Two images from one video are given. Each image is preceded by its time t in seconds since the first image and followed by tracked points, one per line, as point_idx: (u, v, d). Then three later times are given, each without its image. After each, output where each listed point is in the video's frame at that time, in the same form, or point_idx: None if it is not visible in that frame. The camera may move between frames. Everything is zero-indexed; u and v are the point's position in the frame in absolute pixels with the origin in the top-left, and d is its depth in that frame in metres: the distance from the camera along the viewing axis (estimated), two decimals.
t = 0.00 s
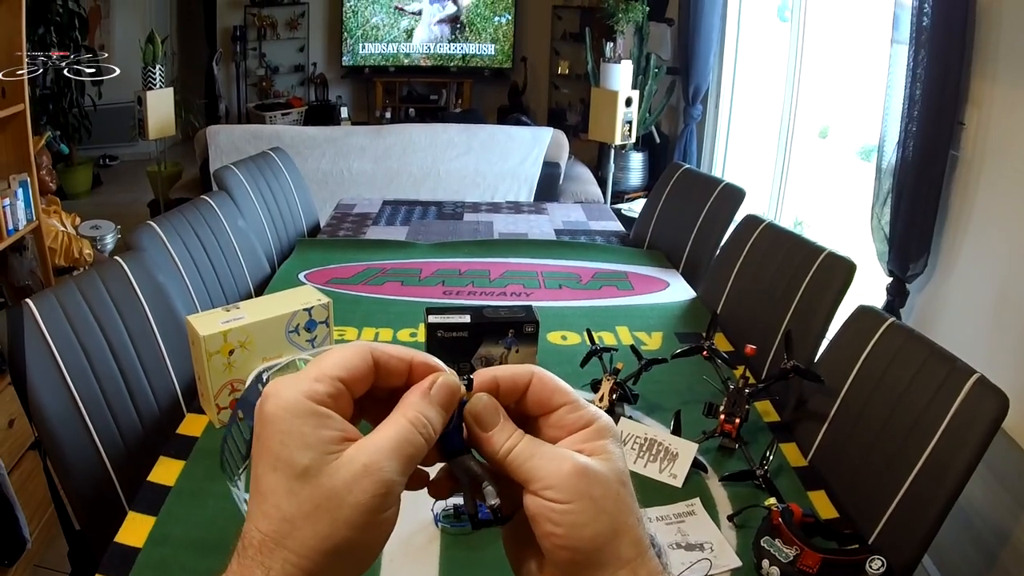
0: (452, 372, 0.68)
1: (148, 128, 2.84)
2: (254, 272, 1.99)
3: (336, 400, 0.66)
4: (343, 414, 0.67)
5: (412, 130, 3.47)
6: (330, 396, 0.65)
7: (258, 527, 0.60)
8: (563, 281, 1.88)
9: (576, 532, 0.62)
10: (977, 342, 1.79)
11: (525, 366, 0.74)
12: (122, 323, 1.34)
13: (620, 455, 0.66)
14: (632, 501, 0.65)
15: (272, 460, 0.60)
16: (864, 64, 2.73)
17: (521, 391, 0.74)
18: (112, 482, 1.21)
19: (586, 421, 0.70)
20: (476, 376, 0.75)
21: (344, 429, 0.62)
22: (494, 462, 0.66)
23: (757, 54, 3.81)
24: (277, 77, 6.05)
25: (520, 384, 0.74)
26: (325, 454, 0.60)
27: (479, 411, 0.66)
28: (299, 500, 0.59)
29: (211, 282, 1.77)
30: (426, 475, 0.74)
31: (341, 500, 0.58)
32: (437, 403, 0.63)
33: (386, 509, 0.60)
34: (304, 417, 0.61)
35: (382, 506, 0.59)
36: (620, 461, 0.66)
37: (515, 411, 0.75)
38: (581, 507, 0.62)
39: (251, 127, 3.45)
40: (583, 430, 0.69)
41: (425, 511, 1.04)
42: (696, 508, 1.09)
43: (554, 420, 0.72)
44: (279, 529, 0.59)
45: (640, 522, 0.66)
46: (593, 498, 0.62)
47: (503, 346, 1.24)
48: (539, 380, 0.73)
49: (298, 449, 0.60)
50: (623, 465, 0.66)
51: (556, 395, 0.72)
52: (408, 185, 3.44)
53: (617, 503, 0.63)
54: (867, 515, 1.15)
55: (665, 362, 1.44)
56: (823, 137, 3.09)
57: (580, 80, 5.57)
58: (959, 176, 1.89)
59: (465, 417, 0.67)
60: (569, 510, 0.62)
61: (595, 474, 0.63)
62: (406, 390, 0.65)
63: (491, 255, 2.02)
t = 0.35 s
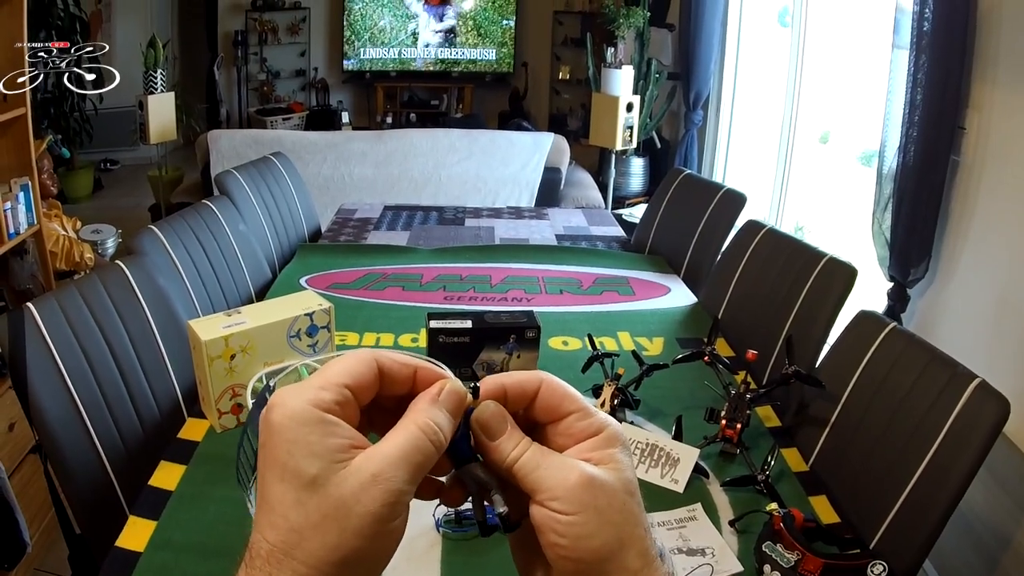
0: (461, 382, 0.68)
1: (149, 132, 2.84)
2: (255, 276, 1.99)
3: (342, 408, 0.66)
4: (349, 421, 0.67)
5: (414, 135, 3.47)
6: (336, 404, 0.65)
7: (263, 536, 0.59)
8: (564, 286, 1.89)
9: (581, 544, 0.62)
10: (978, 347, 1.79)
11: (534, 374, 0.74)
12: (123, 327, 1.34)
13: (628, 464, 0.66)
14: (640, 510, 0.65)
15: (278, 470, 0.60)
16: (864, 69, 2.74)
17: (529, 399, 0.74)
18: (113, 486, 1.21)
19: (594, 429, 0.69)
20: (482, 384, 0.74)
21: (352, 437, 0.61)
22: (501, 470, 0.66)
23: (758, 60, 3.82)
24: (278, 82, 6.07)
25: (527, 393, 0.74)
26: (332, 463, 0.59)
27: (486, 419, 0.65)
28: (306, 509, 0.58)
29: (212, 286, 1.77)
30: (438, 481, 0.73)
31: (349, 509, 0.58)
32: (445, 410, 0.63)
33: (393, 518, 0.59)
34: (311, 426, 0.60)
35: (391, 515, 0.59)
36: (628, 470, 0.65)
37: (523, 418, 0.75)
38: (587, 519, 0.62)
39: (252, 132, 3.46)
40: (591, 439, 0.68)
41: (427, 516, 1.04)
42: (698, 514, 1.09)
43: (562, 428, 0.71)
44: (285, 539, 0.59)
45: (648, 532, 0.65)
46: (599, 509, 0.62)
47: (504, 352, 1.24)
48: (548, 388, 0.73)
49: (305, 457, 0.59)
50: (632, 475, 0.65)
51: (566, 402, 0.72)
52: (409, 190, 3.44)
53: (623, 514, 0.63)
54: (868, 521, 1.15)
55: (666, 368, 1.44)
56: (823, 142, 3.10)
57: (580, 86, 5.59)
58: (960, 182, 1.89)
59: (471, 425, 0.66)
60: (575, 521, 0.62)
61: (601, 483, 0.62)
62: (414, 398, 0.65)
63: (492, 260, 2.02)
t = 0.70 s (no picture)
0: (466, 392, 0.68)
1: (151, 136, 2.85)
2: (257, 280, 1.99)
3: (349, 418, 0.66)
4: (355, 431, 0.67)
5: (415, 140, 3.48)
6: (342, 413, 0.65)
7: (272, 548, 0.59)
8: (565, 291, 1.89)
9: (580, 554, 0.62)
10: (979, 352, 1.79)
11: (542, 383, 0.74)
12: (125, 330, 1.35)
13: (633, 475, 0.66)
14: (643, 522, 0.64)
15: (286, 481, 0.59)
16: (864, 74, 2.74)
17: (536, 409, 0.74)
18: (115, 489, 1.21)
19: (602, 438, 0.69)
20: (489, 393, 0.74)
21: (359, 446, 0.61)
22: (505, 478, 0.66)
23: (759, 65, 3.83)
24: (280, 86, 6.08)
25: (534, 402, 0.74)
26: (341, 473, 0.59)
27: (489, 428, 0.65)
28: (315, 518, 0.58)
29: (214, 290, 1.78)
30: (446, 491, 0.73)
31: (358, 520, 0.58)
32: (450, 417, 0.64)
33: (400, 528, 0.59)
34: (317, 436, 0.60)
35: (398, 525, 0.59)
36: (633, 482, 0.65)
37: (528, 426, 0.76)
38: (586, 530, 0.61)
39: (255, 136, 3.46)
40: (598, 448, 0.68)
41: (428, 520, 1.04)
42: (698, 518, 1.09)
43: (570, 437, 0.71)
44: (293, 551, 0.58)
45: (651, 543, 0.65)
46: (598, 520, 0.61)
47: (506, 356, 1.24)
48: (555, 397, 0.73)
49: (312, 467, 0.59)
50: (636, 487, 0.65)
51: (574, 411, 0.72)
52: (410, 194, 3.45)
53: (624, 526, 0.62)
54: (868, 526, 1.15)
55: (668, 373, 1.44)
56: (825, 147, 3.10)
57: (582, 90, 5.60)
58: (961, 187, 1.89)
59: (473, 433, 0.66)
60: (574, 532, 0.61)
61: (602, 494, 0.62)
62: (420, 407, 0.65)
63: (493, 265, 2.02)
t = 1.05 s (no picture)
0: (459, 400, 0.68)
1: (152, 139, 2.85)
2: (257, 284, 1.99)
3: (342, 428, 0.66)
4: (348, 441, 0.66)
5: (416, 144, 3.49)
6: (335, 423, 0.65)
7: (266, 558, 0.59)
8: (565, 295, 1.89)
9: None
10: (979, 357, 1.78)
11: (547, 389, 0.71)
12: (125, 334, 1.35)
13: (628, 497, 0.61)
14: (635, 548, 0.59)
15: (278, 492, 0.59)
16: (865, 79, 2.75)
17: (536, 418, 0.71)
18: (114, 493, 1.21)
19: (598, 455, 0.64)
20: (487, 402, 0.72)
21: (352, 457, 0.61)
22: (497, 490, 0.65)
23: (759, 70, 3.83)
24: (281, 91, 6.09)
25: (535, 411, 0.71)
26: (334, 483, 0.59)
27: (478, 438, 0.64)
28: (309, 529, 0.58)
29: (214, 293, 1.78)
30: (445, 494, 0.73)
31: (351, 531, 0.57)
32: (442, 426, 0.64)
33: (394, 537, 0.59)
34: (310, 447, 0.60)
35: (391, 535, 0.59)
36: (625, 504, 0.60)
37: (534, 432, 0.73)
38: (564, 555, 0.58)
39: (255, 140, 3.46)
40: (593, 466, 0.63)
41: (426, 524, 1.04)
42: (698, 522, 1.09)
43: (569, 450, 0.67)
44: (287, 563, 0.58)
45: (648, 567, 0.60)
46: (575, 548, 0.58)
47: (505, 360, 1.24)
48: (558, 405, 0.69)
49: (306, 479, 0.59)
50: (628, 510, 0.60)
51: (574, 423, 0.67)
52: (411, 198, 3.45)
53: (606, 555, 0.58)
54: (868, 530, 1.15)
55: (667, 378, 1.44)
56: (826, 152, 3.10)
57: (582, 95, 5.61)
58: (961, 191, 1.89)
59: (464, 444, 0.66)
60: (551, 557, 0.59)
61: (584, 519, 0.59)
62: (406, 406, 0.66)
63: (493, 269, 2.03)
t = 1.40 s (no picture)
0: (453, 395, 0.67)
1: (148, 135, 2.84)
2: (253, 279, 1.99)
3: (330, 430, 0.66)
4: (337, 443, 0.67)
5: (413, 139, 3.48)
6: (322, 425, 0.65)
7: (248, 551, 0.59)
8: (562, 289, 1.89)
9: None
10: (978, 352, 1.78)
11: (537, 385, 0.70)
12: (121, 329, 1.34)
13: (616, 496, 0.60)
14: (621, 548, 0.59)
15: (261, 487, 0.60)
16: (863, 73, 2.74)
17: (525, 413, 0.70)
18: (110, 488, 1.21)
19: (585, 451, 0.63)
20: (478, 401, 0.71)
21: (334, 455, 0.62)
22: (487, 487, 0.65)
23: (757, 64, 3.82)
24: (278, 86, 6.07)
25: (523, 407, 0.70)
26: (313, 479, 0.60)
27: (470, 438, 0.64)
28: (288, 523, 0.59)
29: (210, 288, 1.77)
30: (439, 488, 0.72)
31: (325, 526, 0.58)
32: (430, 434, 0.61)
33: (373, 533, 0.59)
34: (293, 444, 0.61)
35: (370, 530, 0.59)
36: (612, 504, 0.60)
37: (524, 427, 0.72)
38: (549, 556, 0.58)
39: (252, 135, 3.45)
40: (581, 463, 0.62)
41: (422, 519, 1.04)
42: (695, 517, 1.09)
43: (558, 445, 0.66)
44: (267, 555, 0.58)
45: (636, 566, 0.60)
46: (561, 550, 0.58)
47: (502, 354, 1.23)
48: (548, 399, 0.69)
49: (288, 474, 0.60)
50: (615, 510, 0.60)
51: (562, 418, 0.67)
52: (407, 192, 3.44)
53: (594, 555, 0.59)
54: (866, 525, 1.15)
55: (664, 372, 1.44)
56: (823, 147, 3.09)
57: (580, 90, 5.59)
58: (960, 186, 1.89)
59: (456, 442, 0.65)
60: (536, 558, 0.59)
61: (571, 520, 0.59)
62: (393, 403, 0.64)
63: (490, 263, 2.02)
